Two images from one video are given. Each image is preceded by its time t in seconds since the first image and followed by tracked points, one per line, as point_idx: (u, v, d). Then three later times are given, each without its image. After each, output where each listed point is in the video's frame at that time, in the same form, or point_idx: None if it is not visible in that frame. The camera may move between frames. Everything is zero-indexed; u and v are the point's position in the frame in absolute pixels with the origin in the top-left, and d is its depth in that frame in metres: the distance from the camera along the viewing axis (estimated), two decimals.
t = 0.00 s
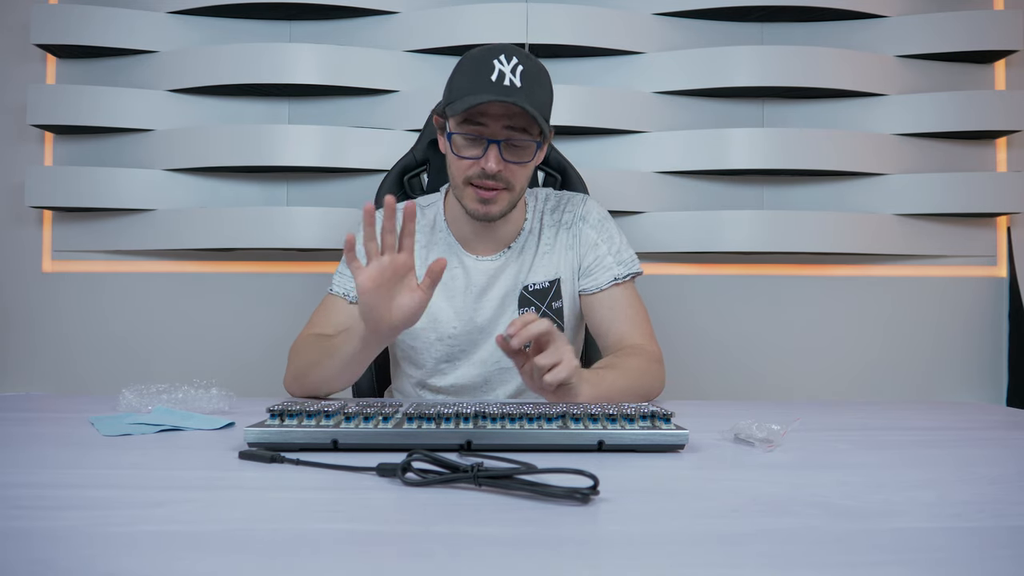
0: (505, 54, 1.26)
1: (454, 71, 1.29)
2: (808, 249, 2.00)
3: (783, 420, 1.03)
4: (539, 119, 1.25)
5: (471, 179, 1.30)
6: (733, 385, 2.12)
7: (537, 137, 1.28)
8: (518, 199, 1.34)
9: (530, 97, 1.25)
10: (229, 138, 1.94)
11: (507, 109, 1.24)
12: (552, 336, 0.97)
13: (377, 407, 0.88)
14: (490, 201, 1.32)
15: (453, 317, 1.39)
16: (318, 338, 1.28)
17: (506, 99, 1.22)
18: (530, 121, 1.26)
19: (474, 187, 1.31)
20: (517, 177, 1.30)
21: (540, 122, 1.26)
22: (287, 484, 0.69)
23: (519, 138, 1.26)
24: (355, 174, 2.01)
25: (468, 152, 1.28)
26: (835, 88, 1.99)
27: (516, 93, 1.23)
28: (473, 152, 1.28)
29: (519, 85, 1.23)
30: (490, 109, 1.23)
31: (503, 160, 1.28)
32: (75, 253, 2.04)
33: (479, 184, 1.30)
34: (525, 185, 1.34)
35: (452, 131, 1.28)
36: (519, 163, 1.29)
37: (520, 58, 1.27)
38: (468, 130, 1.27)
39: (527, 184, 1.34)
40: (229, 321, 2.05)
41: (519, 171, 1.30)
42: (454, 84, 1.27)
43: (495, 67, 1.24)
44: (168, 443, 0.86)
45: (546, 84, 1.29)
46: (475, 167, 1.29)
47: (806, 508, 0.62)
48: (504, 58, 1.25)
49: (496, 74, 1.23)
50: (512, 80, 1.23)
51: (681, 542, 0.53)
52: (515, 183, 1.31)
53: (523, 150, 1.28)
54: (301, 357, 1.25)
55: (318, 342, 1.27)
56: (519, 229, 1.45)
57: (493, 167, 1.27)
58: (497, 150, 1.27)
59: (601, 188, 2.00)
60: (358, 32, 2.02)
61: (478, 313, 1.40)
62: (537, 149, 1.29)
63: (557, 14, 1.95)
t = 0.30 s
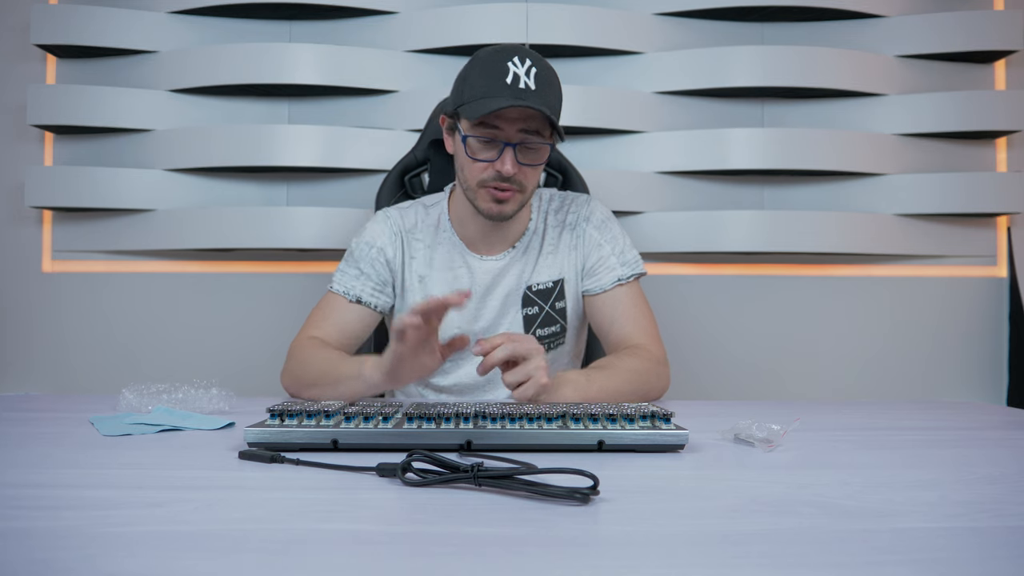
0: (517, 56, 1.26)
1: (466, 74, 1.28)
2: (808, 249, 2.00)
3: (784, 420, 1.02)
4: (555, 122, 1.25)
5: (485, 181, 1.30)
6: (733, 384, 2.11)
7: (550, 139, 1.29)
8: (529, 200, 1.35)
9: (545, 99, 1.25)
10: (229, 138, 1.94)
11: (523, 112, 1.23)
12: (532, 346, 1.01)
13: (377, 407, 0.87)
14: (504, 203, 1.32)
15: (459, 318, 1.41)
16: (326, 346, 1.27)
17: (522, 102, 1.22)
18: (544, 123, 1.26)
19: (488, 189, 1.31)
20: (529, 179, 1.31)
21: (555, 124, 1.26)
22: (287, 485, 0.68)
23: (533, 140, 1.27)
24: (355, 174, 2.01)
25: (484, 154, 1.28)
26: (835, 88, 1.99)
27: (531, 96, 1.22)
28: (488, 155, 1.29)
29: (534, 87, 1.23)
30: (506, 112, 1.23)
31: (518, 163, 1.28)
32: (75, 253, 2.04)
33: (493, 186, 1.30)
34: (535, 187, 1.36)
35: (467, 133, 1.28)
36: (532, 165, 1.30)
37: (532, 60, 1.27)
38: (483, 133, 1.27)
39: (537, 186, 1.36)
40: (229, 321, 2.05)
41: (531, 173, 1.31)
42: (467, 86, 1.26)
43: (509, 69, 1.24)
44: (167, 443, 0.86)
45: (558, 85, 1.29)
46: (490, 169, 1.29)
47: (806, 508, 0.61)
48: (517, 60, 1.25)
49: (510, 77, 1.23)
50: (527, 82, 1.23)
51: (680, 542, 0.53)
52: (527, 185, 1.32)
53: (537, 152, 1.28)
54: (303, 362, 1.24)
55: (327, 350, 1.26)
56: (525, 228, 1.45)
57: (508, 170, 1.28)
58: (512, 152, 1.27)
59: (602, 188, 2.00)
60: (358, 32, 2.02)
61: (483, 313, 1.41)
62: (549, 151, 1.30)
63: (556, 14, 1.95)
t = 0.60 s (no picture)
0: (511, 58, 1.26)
1: (461, 80, 1.27)
2: (808, 249, 2.00)
3: (783, 420, 1.02)
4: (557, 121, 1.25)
5: (490, 186, 1.30)
6: (733, 384, 2.11)
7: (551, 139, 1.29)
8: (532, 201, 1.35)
9: (544, 100, 1.25)
10: (229, 138, 1.94)
11: (525, 115, 1.24)
12: (525, 362, 1.00)
13: (377, 406, 0.87)
14: (510, 207, 1.32)
15: (455, 321, 1.42)
16: (324, 350, 1.28)
17: (523, 104, 1.22)
18: (544, 124, 1.26)
19: (493, 194, 1.30)
20: (533, 180, 1.31)
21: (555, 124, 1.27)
22: (287, 485, 0.68)
23: (536, 141, 1.27)
24: (355, 174, 2.01)
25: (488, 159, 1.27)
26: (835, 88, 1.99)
27: (531, 98, 1.23)
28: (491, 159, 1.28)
29: (532, 88, 1.24)
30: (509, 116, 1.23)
31: (522, 165, 1.28)
32: (75, 253, 2.04)
33: (498, 191, 1.30)
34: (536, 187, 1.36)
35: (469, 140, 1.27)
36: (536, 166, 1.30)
37: (526, 60, 1.27)
38: (485, 137, 1.26)
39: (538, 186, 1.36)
40: (229, 321, 2.05)
41: (535, 174, 1.31)
42: (464, 92, 1.26)
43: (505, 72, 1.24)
44: (167, 443, 0.86)
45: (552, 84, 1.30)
46: (494, 174, 1.29)
47: (806, 508, 0.61)
48: (512, 62, 1.25)
49: (509, 80, 1.23)
50: (525, 84, 1.24)
51: (680, 542, 0.53)
52: (531, 186, 1.32)
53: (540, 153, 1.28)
54: (300, 366, 1.25)
55: (324, 353, 1.27)
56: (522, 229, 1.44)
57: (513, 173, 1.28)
58: (516, 155, 1.27)
59: (602, 188, 2.00)
60: (358, 32, 2.02)
61: (479, 315, 1.42)
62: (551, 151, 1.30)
63: (557, 14, 1.95)
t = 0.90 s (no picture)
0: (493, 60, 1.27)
1: (443, 86, 1.27)
2: (808, 249, 2.00)
3: (783, 421, 1.03)
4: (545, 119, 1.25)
5: (485, 190, 1.30)
6: (733, 385, 2.11)
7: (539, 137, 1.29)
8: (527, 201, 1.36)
9: (529, 99, 1.25)
10: (229, 138, 1.94)
11: (513, 117, 1.24)
12: (523, 370, 1.00)
13: (377, 406, 0.87)
14: (506, 209, 1.32)
15: (452, 321, 1.41)
16: (320, 351, 1.28)
17: (510, 105, 1.22)
18: (533, 123, 1.27)
19: (489, 198, 1.31)
20: (527, 180, 1.31)
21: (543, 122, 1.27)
22: (287, 484, 0.68)
23: (527, 141, 1.27)
24: (355, 174, 2.01)
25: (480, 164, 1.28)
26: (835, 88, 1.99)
27: (516, 98, 1.23)
28: (483, 164, 1.28)
29: (517, 88, 1.24)
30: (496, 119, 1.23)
31: (515, 166, 1.28)
32: (74, 253, 2.04)
33: (493, 195, 1.30)
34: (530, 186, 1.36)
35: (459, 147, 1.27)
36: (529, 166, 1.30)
37: (508, 60, 1.27)
38: (474, 142, 1.26)
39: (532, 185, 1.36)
40: (229, 322, 2.05)
41: (529, 173, 1.31)
42: (449, 98, 1.26)
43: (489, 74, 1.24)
44: (167, 443, 0.86)
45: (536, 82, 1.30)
46: (488, 177, 1.29)
47: (806, 508, 0.61)
48: (494, 63, 1.25)
49: (493, 81, 1.23)
50: (509, 84, 1.24)
51: (681, 542, 0.53)
52: (525, 186, 1.32)
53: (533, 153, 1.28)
54: (297, 366, 1.25)
55: (320, 353, 1.27)
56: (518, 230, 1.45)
57: (507, 175, 1.28)
58: (508, 157, 1.27)
59: (602, 189, 2.00)
60: (359, 32, 2.02)
61: (476, 317, 1.42)
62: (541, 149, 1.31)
63: (557, 14, 1.95)
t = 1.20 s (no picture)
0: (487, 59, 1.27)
1: (438, 87, 1.27)
2: (808, 249, 2.00)
3: (783, 421, 1.03)
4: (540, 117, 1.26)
5: (484, 190, 1.30)
6: (733, 385, 2.11)
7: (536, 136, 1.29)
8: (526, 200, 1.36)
9: (524, 97, 1.26)
10: (229, 138, 1.94)
11: (509, 115, 1.24)
12: (523, 375, 1.00)
13: (377, 406, 0.87)
14: (506, 208, 1.32)
15: (451, 321, 1.42)
16: (320, 351, 1.28)
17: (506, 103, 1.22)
18: (529, 121, 1.27)
19: (488, 198, 1.30)
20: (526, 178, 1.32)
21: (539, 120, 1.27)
22: (287, 485, 0.68)
23: (524, 139, 1.27)
24: (355, 174, 2.01)
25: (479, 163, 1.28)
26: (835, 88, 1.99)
27: (511, 96, 1.23)
28: (482, 163, 1.28)
29: (512, 86, 1.24)
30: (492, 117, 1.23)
31: (514, 165, 1.28)
32: (74, 253, 2.04)
33: (493, 194, 1.30)
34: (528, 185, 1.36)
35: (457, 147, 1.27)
36: (527, 163, 1.30)
37: (501, 59, 1.28)
38: (471, 141, 1.27)
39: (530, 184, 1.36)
40: (229, 321, 2.05)
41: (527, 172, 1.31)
42: (444, 98, 1.26)
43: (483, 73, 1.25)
44: (168, 443, 0.86)
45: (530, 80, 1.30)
46: (487, 176, 1.29)
47: (806, 508, 0.61)
48: (488, 62, 1.25)
49: (488, 80, 1.23)
50: (504, 82, 1.24)
51: (681, 542, 0.53)
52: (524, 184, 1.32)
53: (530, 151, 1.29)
54: (296, 366, 1.25)
55: (319, 353, 1.27)
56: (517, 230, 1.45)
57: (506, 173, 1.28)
58: (507, 155, 1.27)
59: (602, 188, 2.00)
60: (359, 32, 2.02)
61: (475, 317, 1.41)
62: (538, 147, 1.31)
63: (557, 14, 1.95)
